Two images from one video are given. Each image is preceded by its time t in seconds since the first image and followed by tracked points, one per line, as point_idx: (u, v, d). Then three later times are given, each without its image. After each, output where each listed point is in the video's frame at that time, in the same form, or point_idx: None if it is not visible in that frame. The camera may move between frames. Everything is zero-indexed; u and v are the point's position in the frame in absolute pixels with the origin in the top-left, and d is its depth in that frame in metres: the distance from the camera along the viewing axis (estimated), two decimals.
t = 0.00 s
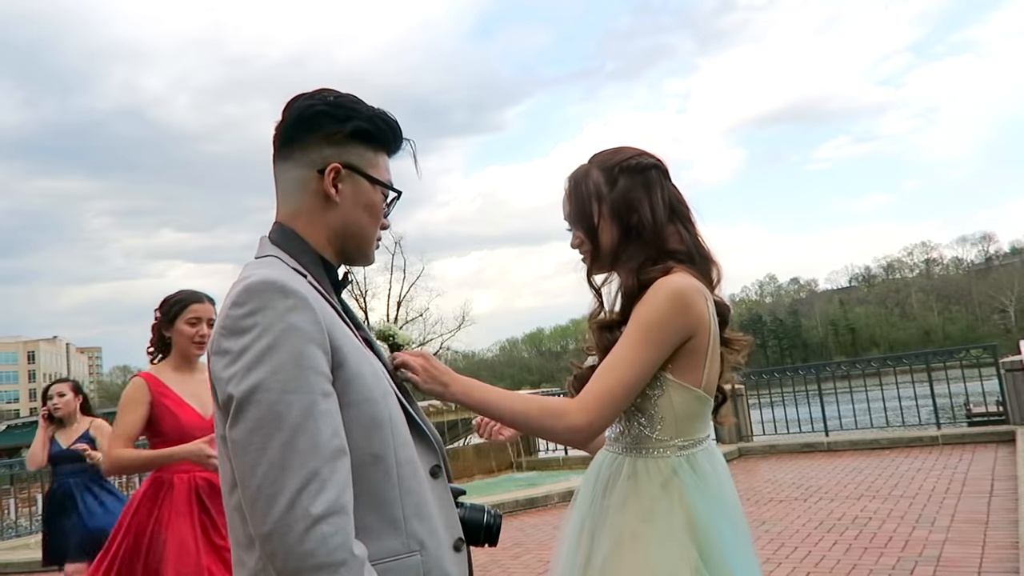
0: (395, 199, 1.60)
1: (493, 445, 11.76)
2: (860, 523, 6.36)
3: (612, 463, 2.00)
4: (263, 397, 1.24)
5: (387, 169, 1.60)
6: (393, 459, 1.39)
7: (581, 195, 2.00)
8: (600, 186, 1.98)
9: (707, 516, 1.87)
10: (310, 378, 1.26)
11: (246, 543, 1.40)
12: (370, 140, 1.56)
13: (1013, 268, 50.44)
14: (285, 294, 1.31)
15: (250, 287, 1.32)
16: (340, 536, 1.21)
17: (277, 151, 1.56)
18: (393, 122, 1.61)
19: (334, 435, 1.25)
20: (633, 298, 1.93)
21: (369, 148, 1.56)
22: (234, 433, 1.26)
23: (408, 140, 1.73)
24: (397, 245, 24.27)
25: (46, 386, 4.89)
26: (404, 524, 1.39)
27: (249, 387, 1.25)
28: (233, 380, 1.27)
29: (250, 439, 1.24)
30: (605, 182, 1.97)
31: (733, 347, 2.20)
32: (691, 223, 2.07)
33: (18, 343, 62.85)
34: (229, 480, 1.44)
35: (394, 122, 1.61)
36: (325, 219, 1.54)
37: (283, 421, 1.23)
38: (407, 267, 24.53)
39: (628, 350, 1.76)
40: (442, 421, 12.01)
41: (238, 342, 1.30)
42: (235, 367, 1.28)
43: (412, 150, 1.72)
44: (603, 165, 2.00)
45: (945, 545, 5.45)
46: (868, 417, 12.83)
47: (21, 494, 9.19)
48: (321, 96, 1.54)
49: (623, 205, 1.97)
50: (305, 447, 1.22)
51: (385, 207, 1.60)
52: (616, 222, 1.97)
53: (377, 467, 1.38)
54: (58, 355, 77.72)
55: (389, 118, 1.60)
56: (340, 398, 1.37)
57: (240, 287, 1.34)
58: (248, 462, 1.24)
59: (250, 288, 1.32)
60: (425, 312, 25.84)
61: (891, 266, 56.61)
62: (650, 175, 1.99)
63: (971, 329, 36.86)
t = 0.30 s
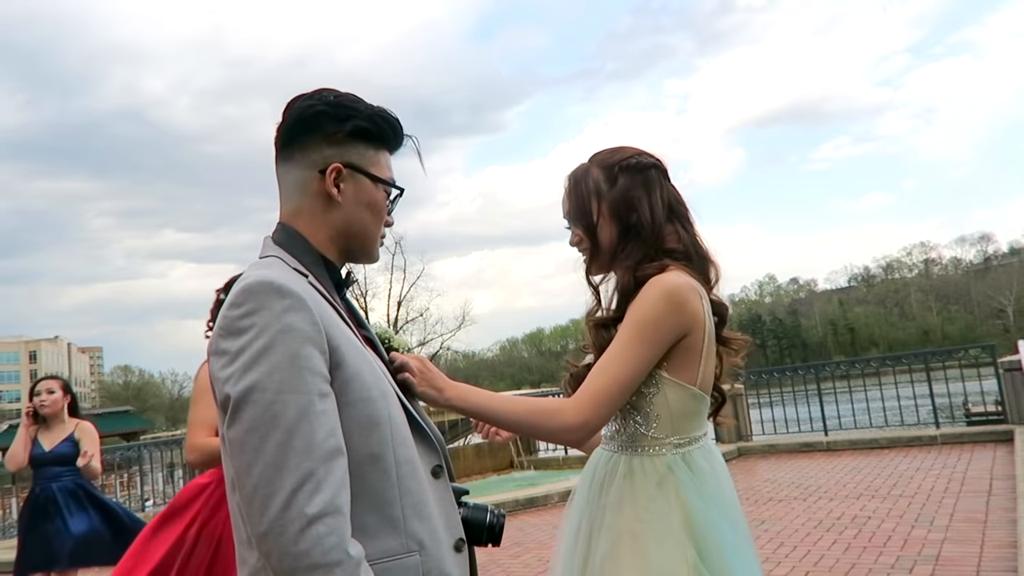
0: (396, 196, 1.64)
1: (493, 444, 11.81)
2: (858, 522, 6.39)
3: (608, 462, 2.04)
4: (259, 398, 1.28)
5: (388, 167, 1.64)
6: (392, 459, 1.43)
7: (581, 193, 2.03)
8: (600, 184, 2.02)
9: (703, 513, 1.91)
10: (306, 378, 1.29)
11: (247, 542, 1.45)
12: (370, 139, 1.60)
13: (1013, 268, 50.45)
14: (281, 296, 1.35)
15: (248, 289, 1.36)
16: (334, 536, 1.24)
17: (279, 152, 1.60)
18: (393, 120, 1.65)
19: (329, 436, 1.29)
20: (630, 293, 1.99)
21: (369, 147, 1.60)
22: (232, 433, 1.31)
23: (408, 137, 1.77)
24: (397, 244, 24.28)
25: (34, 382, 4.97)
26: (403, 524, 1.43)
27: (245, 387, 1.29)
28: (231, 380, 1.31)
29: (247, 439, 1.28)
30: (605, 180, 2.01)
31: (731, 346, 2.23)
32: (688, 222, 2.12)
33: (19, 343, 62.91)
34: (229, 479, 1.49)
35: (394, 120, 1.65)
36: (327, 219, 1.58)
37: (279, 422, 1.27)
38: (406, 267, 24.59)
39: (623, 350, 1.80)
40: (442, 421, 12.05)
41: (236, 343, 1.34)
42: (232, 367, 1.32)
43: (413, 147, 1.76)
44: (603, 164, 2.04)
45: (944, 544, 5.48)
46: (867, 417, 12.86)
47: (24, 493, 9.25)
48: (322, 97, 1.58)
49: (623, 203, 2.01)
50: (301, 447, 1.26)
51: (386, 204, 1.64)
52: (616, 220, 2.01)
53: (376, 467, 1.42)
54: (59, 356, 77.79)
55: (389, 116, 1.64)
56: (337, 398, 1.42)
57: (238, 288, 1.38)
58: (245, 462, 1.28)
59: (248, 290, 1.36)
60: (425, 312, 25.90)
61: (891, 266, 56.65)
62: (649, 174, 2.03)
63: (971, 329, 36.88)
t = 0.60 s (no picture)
0: (397, 191, 1.63)
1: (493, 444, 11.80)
2: (859, 522, 6.39)
3: (605, 462, 2.03)
4: (261, 398, 1.27)
5: (388, 162, 1.62)
6: (394, 459, 1.42)
7: (576, 190, 2.04)
8: (595, 182, 2.02)
9: (701, 513, 1.90)
10: (308, 379, 1.29)
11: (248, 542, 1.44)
12: (368, 135, 1.58)
13: (1013, 268, 50.44)
14: (283, 296, 1.34)
15: (249, 288, 1.35)
16: (336, 537, 1.23)
17: (278, 152, 1.59)
18: (391, 114, 1.63)
19: (331, 437, 1.28)
20: (624, 295, 1.97)
21: (368, 143, 1.58)
22: (233, 433, 1.30)
23: (406, 131, 1.76)
24: (396, 244, 24.24)
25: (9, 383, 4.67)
26: (404, 525, 1.42)
27: (248, 387, 1.28)
28: (232, 381, 1.31)
29: (248, 440, 1.27)
30: (600, 178, 2.01)
31: (728, 349, 2.23)
32: (686, 225, 2.10)
33: (19, 343, 62.83)
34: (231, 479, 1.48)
35: (392, 114, 1.63)
36: (328, 218, 1.57)
37: (280, 422, 1.26)
38: (406, 266, 24.54)
39: (620, 351, 1.79)
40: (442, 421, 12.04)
41: (238, 343, 1.33)
42: (235, 367, 1.31)
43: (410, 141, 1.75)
44: (600, 162, 2.03)
45: (945, 545, 5.47)
46: (867, 417, 12.85)
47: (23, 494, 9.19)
48: (317, 95, 1.56)
49: (615, 202, 2.00)
50: (302, 448, 1.25)
51: (387, 200, 1.62)
52: (608, 219, 2.01)
53: (378, 468, 1.41)
54: (59, 356, 77.68)
55: (386, 111, 1.62)
56: (339, 398, 1.41)
57: (239, 288, 1.38)
58: (247, 462, 1.27)
59: (249, 289, 1.35)
60: (425, 312, 25.91)
61: (891, 266, 56.68)
62: (645, 174, 2.02)
63: (971, 329, 36.87)
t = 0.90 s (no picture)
0: (393, 187, 1.63)
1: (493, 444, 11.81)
2: (858, 522, 6.39)
3: (603, 464, 2.04)
4: (262, 399, 1.28)
5: (382, 158, 1.63)
6: (393, 460, 1.43)
7: (573, 188, 2.05)
8: (590, 181, 2.03)
9: (697, 516, 1.91)
10: (309, 380, 1.29)
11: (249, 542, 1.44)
12: (361, 132, 1.59)
13: (1013, 268, 50.42)
14: (284, 297, 1.35)
15: (250, 289, 1.36)
16: (337, 538, 1.24)
17: (272, 154, 1.60)
18: (382, 110, 1.63)
19: (331, 437, 1.28)
20: (619, 299, 1.97)
21: (361, 141, 1.59)
22: (234, 434, 1.31)
23: (398, 129, 1.76)
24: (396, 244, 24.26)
25: None
26: (404, 525, 1.43)
27: (249, 388, 1.29)
28: (233, 381, 1.31)
29: (249, 440, 1.28)
30: (596, 178, 2.02)
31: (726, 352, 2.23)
32: (685, 229, 2.09)
33: (18, 343, 62.81)
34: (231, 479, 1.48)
35: (385, 112, 1.64)
36: (326, 217, 1.58)
37: (281, 423, 1.27)
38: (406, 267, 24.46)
39: (616, 353, 1.80)
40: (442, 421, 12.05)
41: (239, 344, 1.34)
42: (235, 368, 1.32)
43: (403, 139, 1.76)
44: (598, 161, 2.04)
45: (944, 544, 5.48)
46: (868, 417, 12.86)
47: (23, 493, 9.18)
48: (309, 94, 1.57)
49: (610, 204, 2.01)
50: (303, 449, 1.26)
51: (384, 196, 1.63)
52: (602, 220, 2.01)
53: (378, 469, 1.42)
54: (59, 356, 77.69)
55: (378, 108, 1.63)
56: (339, 398, 1.42)
57: (240, 289, 1.38)
58: (248, 463, 1.28)
59: (250, 290, 1.36)
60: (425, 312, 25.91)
61: (890, 266, 56.70)
62: (641, 176, 2.02)
63: (971, 329, 36.86)
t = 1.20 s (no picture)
0: (389, 184, 1.62)
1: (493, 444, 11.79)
2: (859, 523, 6.37)
3: (601, 465, 2.03)
4: (260, 399, 1.26)
5: (377, 156, 1.62)
6: (392, 460, 1.42)
7: (571, 187, 2.04)
8: (589, 181, 2.01)
9: (696, 517, 1.89)
10: (307, 380, 1.28)
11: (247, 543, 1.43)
12: (355, 130, 1.58)
13: (1013, 268, 50.40)
14: (281, 297, 1.33)
15: (247, 290, 1.35)
16: (336, 538, 1.22)
17: (267, 156, 1.59)
18: (376, 108, 1.62)
19: (330, 438, 1.27)
20: (617, 301, 1.95)
21: (355, 139, 1.58)
22: (232, 434, 1.29)
23: (393, 127, 1.75)
24: (397, 244, 24.25)
25: None
26: (403, 526, 1.42)
27: (246, 389, 1.27)
28: (231, 382, 1.30)
29: (247, 441, 1.27)
30: (596, 178, 2.00)
31: (725, 356, 2.21)
32: (684, 231, 2.06)
33: (19, 343, 62.80)
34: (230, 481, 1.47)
35: (378, 109, 1.62)
36: (323, 216, 1.56)
37: (279, 424, 1.25)
38: (406, 267, 24.46)
39: (614, 356, 1.78)
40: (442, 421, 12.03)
41: (236, 344, 1.33)
42: (233, 369, 1.31)
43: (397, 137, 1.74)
44: (598, 160, 2.03)
45: (945, 544, 5.47)
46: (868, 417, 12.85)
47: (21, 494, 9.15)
48: (301, 94, 1.56)
49: (608, 204, 1.99)
50: (301, 450, 1.25)
51: (380, 194, 1.62)
52: (600, 221, 1.99)
53: (376, 468, 1.40)
54: (59, 356, 77.61)
55: (371, 105, 1.61)
56: (338, 398, 1.40)
57: (238, 289, 1.37)
58: (245, 464, 1.27)
59: (248, 290, 1.35)
60: (425, 312, 25.94)
61: (890, 266, 56.70)
62: (639, 178, 2.00)
63: (971, 329, 36.84)
